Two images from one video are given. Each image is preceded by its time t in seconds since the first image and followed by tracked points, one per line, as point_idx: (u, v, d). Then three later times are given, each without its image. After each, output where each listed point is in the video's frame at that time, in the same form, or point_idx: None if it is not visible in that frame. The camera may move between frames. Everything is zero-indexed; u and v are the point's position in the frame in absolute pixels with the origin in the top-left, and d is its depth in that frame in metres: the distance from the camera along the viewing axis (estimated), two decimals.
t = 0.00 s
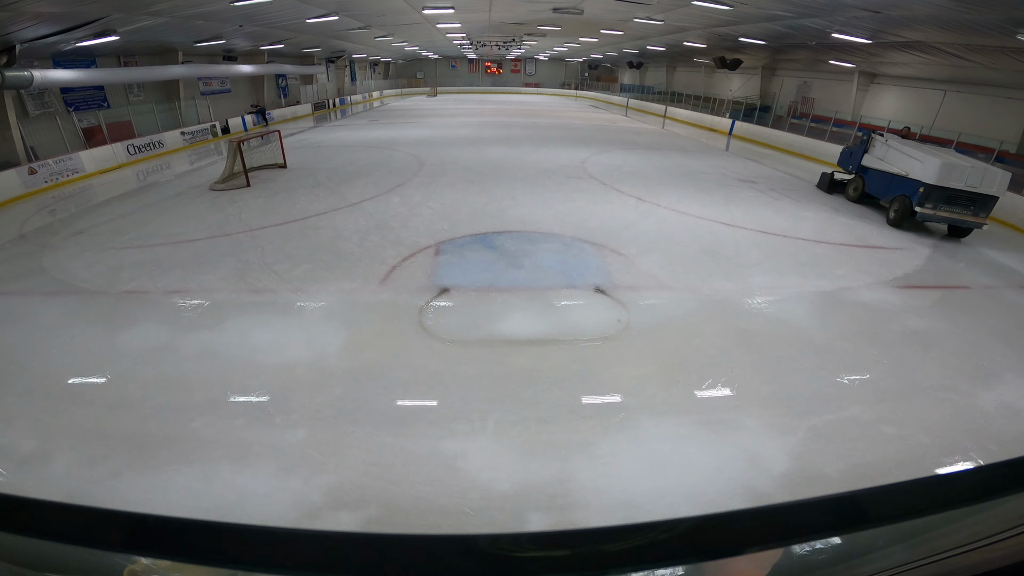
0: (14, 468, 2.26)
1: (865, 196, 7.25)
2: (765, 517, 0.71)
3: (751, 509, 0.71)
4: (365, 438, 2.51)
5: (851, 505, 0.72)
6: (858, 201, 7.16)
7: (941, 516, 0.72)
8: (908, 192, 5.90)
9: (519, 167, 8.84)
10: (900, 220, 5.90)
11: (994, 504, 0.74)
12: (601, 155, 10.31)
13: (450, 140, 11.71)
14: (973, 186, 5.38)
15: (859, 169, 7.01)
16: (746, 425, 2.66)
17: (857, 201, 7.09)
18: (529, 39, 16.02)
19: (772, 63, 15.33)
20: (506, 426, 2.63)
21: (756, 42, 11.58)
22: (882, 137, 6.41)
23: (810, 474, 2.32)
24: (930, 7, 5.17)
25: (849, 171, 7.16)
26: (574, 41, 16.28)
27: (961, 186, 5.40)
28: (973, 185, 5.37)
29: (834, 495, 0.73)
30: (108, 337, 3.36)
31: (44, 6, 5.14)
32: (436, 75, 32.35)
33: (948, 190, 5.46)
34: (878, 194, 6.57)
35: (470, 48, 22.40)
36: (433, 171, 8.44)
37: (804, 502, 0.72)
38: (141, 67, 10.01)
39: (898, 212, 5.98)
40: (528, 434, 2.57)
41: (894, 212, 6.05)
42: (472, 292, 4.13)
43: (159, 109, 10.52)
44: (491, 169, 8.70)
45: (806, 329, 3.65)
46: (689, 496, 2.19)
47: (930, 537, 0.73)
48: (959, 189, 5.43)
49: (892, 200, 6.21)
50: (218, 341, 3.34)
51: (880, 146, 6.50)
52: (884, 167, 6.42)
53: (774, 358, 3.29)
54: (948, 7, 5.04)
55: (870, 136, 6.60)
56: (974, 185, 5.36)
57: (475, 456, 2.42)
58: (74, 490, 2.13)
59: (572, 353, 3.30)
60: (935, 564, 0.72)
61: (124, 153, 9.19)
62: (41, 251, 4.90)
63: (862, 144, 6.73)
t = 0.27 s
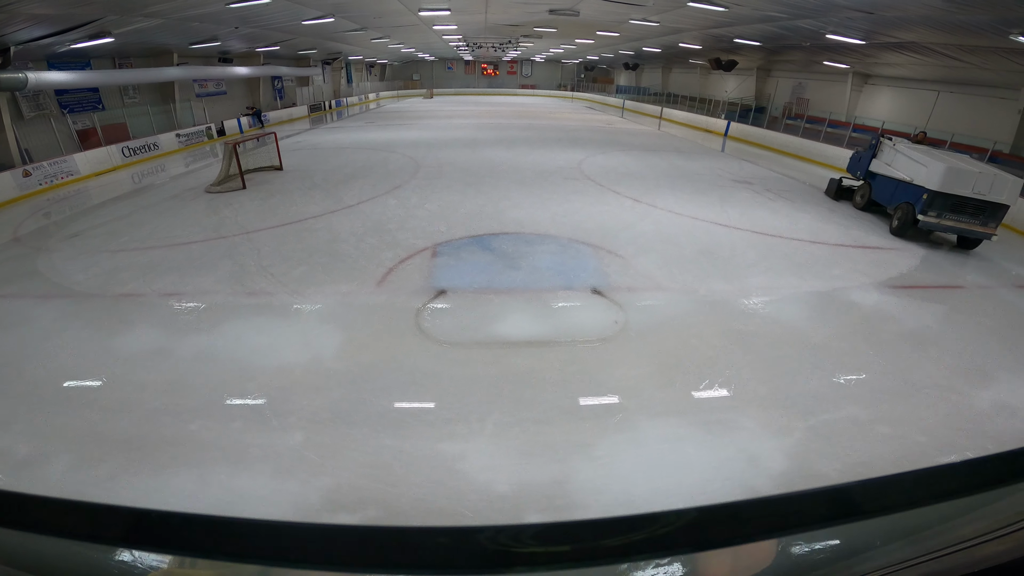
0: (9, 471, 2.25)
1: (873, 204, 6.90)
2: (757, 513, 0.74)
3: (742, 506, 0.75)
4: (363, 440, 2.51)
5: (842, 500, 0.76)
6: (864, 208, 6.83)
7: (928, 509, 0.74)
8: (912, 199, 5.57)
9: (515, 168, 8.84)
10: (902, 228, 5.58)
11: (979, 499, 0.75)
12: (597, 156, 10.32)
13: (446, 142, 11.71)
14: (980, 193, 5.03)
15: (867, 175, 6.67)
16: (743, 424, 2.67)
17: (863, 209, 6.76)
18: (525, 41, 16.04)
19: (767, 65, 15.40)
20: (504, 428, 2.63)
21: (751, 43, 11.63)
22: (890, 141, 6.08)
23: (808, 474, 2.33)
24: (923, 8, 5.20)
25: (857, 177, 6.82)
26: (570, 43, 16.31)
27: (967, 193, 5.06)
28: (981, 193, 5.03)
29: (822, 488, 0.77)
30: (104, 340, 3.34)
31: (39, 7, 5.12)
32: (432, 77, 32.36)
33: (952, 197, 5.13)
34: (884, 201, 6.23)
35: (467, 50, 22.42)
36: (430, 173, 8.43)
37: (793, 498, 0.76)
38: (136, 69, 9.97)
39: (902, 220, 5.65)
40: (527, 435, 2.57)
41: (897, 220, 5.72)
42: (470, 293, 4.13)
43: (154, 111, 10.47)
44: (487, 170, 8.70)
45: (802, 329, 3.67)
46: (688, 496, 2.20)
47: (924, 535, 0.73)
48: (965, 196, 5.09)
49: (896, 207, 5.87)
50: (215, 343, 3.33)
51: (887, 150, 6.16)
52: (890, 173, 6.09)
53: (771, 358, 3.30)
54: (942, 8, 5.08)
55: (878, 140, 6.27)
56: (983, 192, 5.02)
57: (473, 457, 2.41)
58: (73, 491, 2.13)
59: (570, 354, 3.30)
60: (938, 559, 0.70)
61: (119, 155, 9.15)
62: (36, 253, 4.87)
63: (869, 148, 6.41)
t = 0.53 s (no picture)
0: (9, 471, 2.26)
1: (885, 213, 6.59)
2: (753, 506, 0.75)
3: (738, 499, 0.75)
4: (362, 441, 2.51)
5: (837, 492, 0.76)
6: (875, 216, 6.52)
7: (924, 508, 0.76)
8: (918, 206, 5.28)
9: (514, 170, 8.84)
10: (905, 236, 5.30)
11: (966, 496, 0.77)
12: (596, 157, 10.34)
13: (445, 143, 11.72)
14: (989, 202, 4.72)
15: (878, 182, 6.36)
16: (742, 425, 2.68)
17: (873, 217, 6.45)
18: (524, 41, 16.07)
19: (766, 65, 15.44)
20: (503, 428, 2.63)
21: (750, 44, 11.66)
22: (901, 145, 5.78)
23: (806, 473, 2.34)
24: (921, 9, 5.22)
25: (868, 184, 6.50)
26: (569, 44, 16.33)
27: (974, 200, 4.77)
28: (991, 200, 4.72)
29: (817, 480, 0.77)
30: (103, 341, 3.35)
31: (39, 9, 5.12)
32: (432, 78, 32.36)
33: (958, 205, 4.84)
34: (892, 209, 5.92)
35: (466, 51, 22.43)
36: (429, 174, 8.44)
37: (788, 491, 0.76)
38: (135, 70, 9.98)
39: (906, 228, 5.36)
40: (526, 435, 2.58)
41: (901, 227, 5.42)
42: (469, 294, 4.14)
43: (153, 111, 10.46)
44: (487, 171, 8.71)
45: (800, 329, 3.68)
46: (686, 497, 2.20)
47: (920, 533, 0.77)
48: (972, 205, 4.79)
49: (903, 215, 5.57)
50: (214, 344, 3.33)
51: (898, 155, 5.87)
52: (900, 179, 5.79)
53: (770, 358, 3.30)
54: (939, 9, 5.09)
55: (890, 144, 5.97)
56: (993, 200, 4.71)
57: (472, 457, 2.42)
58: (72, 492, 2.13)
59: (569, 355, 3.31)
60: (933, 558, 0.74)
61: (118, 156, 9.14)
62: (35, 255, 4.87)
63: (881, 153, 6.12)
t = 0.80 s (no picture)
0: (6, 473, 2.25)
1: (894, 221, 6.26)
2: (747, 501, 0.75)
3: (733, 493, 0.76)
4: (361, 442, 2.50)
5: (837, 490, 0.76)
6: (882, 224, 6.18)
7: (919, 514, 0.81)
8: (919, 212, 4.99)
9: (513, 170, 8.84)
10: (904, 244, 5.01)
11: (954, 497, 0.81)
12: (594, 158, 10.35)
13: (443, 144, 11.71)
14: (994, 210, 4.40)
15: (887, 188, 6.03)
16: (740, 425, 2.68)
17: (880, 225, 6.13)
18: (522, 42, 16.09)
19: (763, 66, 15.49)
20: (502, 429, 2.63)
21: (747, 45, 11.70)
22: (909, 149, 5.47)
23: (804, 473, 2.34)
24: (917, 9, 5.24)
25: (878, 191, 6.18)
26: (567, 45, 16.35)
27: (978, 207, 4.46)
28: (996, 207, 4.40)
29: (812, 475, 0.77)
30: (101, 342, 3.34)
31: (36, 9, 5.12)
32: (430, 79, 32.34)
33: (959, 212, 4.54)
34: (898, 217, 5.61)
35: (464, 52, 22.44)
36: (427, 175, 8.44)
37: (783, 486, 0.77)
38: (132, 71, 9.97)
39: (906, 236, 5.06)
40: (525, 436, 2.58)
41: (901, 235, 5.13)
42: (467, 294, 4.14)
43: (150, 112, 10.45)
44: (485, 172, 8.71)
45: (798, 329, 3.69)
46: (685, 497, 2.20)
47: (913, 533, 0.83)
48: (974, 212, 4.49)
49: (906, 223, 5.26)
50: (212, 346, 3.33)
51: (906, 159, 5.54)
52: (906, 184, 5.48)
53: (768, 358, 3.31)
54: (935, 9, 5.11)
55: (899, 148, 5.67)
56: (998, 207, 4.39)
57: (471, 458, 2.42)
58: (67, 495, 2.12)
59: (568, 355, 3.31)
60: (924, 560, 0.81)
61: (116, 157, 9.12)
62: (31, 256, 4.86)
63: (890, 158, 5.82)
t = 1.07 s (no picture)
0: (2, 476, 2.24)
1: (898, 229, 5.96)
2: (751, 496, 0.75)
3: (735, 486, 0.75)
4: (359, 443, 2.50)
5: (835, 483, 0.77)
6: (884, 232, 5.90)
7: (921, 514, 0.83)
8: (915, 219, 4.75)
9: (509, 171, 8.84)
10: (897, 253, 4.79)
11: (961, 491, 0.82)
12: (591, 158, 10.37)
13: (440, 145, 11.71)
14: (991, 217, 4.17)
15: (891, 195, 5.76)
16: (738, 424, 2.69)
17: (882, 233, 5.85)
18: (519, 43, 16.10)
19: (759, 66, 15.55)
20: (501, 429, 2.63)
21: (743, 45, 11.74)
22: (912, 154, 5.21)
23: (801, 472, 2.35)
24: (911, 9, 5.28)
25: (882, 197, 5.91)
26: (564, 45, 16.37)
27: (975, 213, 4.24)
28: (997, 213, 4.16)
29: (814, 471, 0.76)
30: (96, 344, 3.32)
31: (30, 10, 5.09)
32: (426, 80, 32.32)
33: (953, 219, 4.32)
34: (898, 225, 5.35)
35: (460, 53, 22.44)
36: (424, 176, 8.43)
37: (788, 480, 0.76)
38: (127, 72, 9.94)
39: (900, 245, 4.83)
40: (523, 436, 2.58)
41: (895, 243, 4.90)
42: (464, 295, 4.14)
43: (146, 114, 10.41)
44: (482, 173, 8.71)
45: (795, 329, 3.70)
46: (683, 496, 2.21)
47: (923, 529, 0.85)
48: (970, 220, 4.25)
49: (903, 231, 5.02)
50: (209, 347, 3.31)
51: (908, 164, 5.28)
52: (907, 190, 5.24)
53: (765, 358, 3.32)
54: (929, 9, 5.14)
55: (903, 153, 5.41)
56: (998, 214, 4.15)
57: (470, 458, 2.42)
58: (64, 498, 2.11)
59: (566, 355, 3.32)
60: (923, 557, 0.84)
61: (111, 159, 9.08)
62: (27, 258, 4.83)
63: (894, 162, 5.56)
